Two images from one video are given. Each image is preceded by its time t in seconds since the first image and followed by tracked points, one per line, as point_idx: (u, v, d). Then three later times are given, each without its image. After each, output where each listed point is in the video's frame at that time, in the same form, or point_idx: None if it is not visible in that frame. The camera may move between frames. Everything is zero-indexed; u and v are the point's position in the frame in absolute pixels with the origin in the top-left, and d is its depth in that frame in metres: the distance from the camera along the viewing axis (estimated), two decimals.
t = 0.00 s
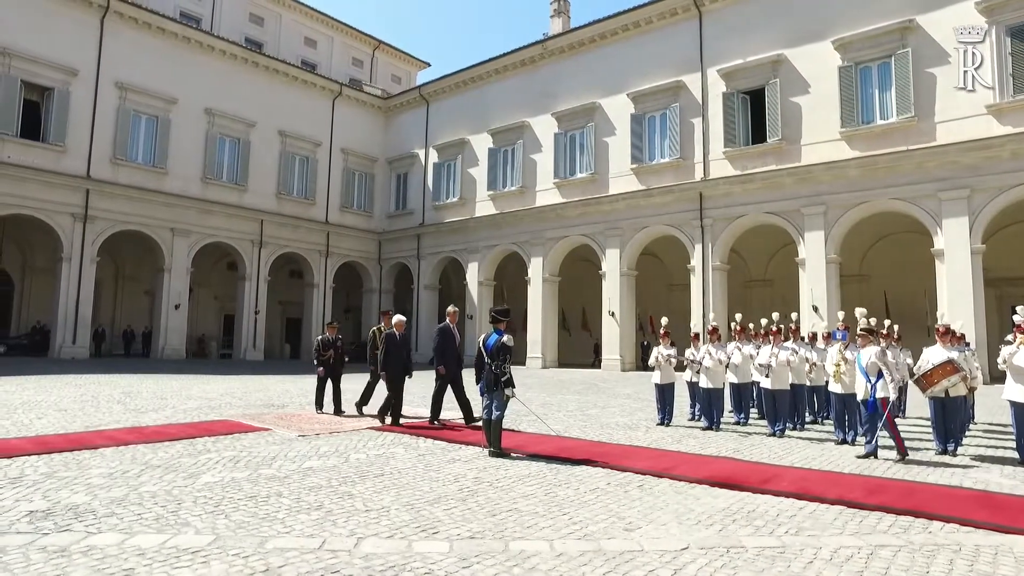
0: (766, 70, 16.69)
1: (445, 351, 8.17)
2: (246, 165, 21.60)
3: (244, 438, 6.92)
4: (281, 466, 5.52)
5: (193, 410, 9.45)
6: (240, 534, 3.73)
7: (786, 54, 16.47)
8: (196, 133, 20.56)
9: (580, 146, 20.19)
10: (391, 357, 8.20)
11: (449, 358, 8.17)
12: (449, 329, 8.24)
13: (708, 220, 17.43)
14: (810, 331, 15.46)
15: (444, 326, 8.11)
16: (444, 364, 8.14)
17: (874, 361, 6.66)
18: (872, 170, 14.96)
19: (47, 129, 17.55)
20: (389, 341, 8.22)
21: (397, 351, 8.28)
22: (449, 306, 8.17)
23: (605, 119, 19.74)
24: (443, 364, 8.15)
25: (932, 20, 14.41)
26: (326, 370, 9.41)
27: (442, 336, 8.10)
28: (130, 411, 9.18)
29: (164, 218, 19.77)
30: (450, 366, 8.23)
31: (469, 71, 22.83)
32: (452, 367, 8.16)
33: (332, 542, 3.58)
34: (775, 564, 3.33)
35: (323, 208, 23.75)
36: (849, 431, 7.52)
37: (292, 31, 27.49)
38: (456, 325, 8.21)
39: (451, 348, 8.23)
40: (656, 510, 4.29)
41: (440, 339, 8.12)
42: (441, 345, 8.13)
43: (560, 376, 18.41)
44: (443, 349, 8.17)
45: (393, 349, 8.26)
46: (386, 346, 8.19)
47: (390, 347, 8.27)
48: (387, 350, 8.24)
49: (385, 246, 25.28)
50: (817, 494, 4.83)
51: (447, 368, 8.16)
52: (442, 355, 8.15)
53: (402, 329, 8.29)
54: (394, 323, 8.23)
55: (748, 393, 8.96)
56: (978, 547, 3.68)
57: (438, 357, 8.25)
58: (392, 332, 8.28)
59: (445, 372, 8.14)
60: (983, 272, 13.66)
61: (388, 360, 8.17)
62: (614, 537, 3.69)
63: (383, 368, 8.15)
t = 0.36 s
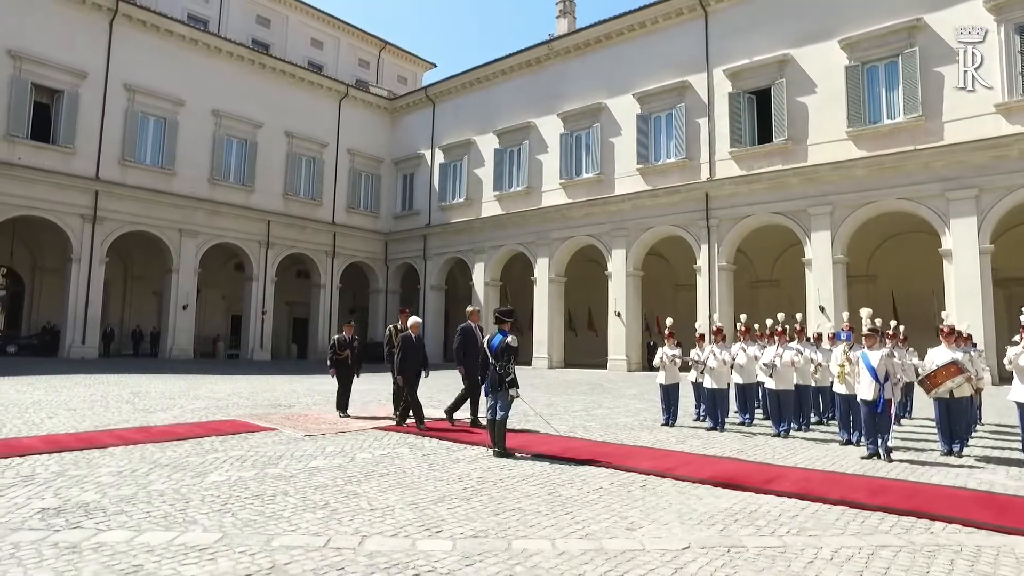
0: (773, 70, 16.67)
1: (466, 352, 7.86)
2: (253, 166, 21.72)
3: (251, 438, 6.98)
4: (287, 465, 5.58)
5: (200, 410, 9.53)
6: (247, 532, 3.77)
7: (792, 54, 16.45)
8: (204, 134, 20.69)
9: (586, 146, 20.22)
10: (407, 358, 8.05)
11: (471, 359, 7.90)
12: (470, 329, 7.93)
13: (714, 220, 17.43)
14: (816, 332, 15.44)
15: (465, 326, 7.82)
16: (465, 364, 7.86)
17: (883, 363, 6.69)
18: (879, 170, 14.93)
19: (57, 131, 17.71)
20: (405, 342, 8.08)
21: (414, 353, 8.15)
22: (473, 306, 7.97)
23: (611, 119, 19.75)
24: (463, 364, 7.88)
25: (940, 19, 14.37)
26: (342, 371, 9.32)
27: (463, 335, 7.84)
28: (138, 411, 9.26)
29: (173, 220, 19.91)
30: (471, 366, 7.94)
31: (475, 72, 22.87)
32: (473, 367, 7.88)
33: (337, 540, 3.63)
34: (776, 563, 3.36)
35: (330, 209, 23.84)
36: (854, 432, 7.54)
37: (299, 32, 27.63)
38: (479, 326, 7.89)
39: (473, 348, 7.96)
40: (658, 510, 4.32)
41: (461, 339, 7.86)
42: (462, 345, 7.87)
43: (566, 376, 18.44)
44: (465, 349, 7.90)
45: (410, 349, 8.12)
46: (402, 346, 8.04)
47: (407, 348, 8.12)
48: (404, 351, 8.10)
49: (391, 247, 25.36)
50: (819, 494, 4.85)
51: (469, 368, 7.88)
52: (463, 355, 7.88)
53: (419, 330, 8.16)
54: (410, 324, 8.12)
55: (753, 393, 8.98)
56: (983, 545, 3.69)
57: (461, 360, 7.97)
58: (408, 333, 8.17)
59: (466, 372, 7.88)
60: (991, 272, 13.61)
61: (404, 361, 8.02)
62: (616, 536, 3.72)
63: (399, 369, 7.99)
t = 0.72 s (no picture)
0: (782, 69, 16.63)
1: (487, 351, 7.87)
2: (263, 167, 21.87)
3: (259, 436, 7.06)
4: (294, 464, 5.64)
5: (210, 409, 9.63)
6: (253, 529, 3.83)
7: (801, 53, 16.40)
8: (214, 136, 20.85)
9: (594, 146, 20.23)
10: (427, 358, 8.09)
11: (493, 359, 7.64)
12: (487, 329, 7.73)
13: (723, 220, 17.39)
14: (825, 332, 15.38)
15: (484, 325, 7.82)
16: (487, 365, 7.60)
17: (897, 362, 6.59)
18: (889, 168, 14.85)
19: (70, 133, 17.92)
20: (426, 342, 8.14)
21: (434, 354, 8.17)
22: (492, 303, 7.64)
23: (619, 119, 19.74)
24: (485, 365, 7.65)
25: (950, 16, 14.28)
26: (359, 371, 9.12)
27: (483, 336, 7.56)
28: (149, 410, 9.37)
29: (183, 221, 20.07)
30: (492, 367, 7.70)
31: (483, 73, 22.93)
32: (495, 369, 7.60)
33: (341, 537, 3.67)
34: (775, 562, 3.37)
35: (339, 210, 23.96)
36: (861, 432, 7.51)
37: (309, 34, 27.79)
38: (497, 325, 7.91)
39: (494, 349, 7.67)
40: (660, 509, 4.34)
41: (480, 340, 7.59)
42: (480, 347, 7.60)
43: (574, 375, 18.45)
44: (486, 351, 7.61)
45: (430, 350, 8.15)
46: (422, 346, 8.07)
47: (427, 348, 8.15)
48: (425, 352, 8.13)
49: (400, 247, 25.45)
50: (822, 494, 4.85)
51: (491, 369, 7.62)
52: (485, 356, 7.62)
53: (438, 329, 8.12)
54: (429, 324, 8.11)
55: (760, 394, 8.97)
56: (987, 544, 3.69)
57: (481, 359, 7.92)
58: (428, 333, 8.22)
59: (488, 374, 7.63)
60: (1003, 272, 13.50)
61: (425, 360, 8.07)
62: (617, 535, 3.75)
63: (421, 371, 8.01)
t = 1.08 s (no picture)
0: (785, 69, 16.60)
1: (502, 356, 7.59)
2: (268, 168, 21.96)
3: (258, 437, 7.10)
4: (292, 465, 5.68)
5: (212, 409, 9.68)
6: (247, 529, 3.86)
7: (804, 53, 16.37)
8: (219, 137, 20.95)
9: (597, 147, 20.23)
10: (442, 361, 7.81)
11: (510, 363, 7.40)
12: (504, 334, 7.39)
13: (726, 221, 17.38)
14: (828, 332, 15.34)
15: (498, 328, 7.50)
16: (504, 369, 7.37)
17: (897, 364, 6.54)
18: (893, 169, 14.80)
19: (76, 136, 18.04)
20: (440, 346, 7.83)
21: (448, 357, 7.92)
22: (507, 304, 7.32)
23: (622, 120, 19.74)
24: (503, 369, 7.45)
25: (955, 16, 14.23)
26: (373, 373, 9.15)
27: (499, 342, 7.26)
28: (151, 410, 9.43)
29: (188, 222, 20.17)
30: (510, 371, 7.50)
31: (487, 74, 22.96)
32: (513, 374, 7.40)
33: (333, 537, 3.71)
34: (764, 565, 3.39)
35: (343, 211, 24.03)
36: (860, 433, 7.48)
37: (313, 35, 27.89)
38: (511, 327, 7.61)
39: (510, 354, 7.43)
40: (653, 511, 4.34)
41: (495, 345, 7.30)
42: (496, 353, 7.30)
43: (578, 376, 18.45)
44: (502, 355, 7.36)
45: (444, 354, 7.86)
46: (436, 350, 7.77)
47: (442, 351, 7.86)
48: (438, 355, 7.85)
49: (405, 248, 25.50)
50: (817, 496, 4.85)
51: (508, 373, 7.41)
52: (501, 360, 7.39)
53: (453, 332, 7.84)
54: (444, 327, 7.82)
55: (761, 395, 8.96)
56: (983, 546, 3.69)
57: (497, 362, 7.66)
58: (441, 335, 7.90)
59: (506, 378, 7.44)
60: (1008, 272, 13.45)
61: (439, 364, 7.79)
62: (608, 537, 3.76)
63: (435, 375, 7.79)
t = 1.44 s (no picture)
0: (789, 67, 16.55)
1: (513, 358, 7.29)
2: (271, 168, 22.02)
3: (254, 436, 7.12)
4: (285, 463, 5.70)
5: (211, 409, 9.72)
6: (234, 527, 3.88)
7: (807, 51, 16.31)
8: (222, 138, 21.02)
9: (600, 146, 20.21)
10: (455, 359, 7.55)
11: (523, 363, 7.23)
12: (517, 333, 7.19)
13: (729, 220, 17.34)
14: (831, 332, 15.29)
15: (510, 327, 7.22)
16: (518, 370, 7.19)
17: (893, 364, 6.50)
18: (897, 168, 14.73)
19: (81, 137, 18.14)
20: (454, 344, 7.56)
21: (462, 355, 7.68)
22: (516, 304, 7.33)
23: (625, 120, 19.72)
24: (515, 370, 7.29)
25: (959, 14, 14.16)
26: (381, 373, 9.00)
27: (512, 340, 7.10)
28: (151, 409, 9.47)
29: (192, 222, 20.24)
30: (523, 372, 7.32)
31: (490, 73, 22.96)
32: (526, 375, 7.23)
33: (320, 535, 3.72)
34: (749, 564, 3.38)
35: (346, 211, 24.07)
36: (857, 434, 7.44)
37: (316, 36, 27.96)
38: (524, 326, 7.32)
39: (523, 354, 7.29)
40: (642, 510, 4.33)
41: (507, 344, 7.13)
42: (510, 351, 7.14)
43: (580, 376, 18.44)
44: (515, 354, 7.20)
45: (457, 352, 7.59)
46: (449, 348, 7.50)
47: (455, 349, 7.60)
48: (452, 353, 7.58)
49: (408, 248, 25.53)
50: (809, 496, 4.83)
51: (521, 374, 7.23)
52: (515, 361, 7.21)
53: (467, 330, 7.60)
54: (458, 325, 7.58)
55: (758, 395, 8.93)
56: (974, 545, 3.68)
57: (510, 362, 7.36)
58: (455, 333, 7.63)
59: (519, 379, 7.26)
60: (1013, 271, 13.37)
61: (452, 363, 7.52)
62: (595, 536, 3.75)
63: (447, 374, 7.52)
